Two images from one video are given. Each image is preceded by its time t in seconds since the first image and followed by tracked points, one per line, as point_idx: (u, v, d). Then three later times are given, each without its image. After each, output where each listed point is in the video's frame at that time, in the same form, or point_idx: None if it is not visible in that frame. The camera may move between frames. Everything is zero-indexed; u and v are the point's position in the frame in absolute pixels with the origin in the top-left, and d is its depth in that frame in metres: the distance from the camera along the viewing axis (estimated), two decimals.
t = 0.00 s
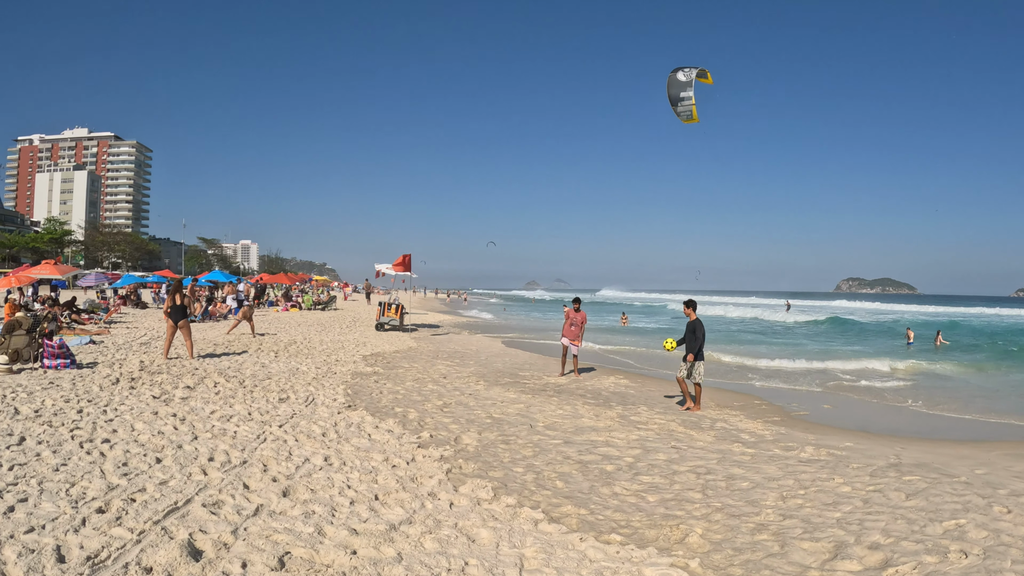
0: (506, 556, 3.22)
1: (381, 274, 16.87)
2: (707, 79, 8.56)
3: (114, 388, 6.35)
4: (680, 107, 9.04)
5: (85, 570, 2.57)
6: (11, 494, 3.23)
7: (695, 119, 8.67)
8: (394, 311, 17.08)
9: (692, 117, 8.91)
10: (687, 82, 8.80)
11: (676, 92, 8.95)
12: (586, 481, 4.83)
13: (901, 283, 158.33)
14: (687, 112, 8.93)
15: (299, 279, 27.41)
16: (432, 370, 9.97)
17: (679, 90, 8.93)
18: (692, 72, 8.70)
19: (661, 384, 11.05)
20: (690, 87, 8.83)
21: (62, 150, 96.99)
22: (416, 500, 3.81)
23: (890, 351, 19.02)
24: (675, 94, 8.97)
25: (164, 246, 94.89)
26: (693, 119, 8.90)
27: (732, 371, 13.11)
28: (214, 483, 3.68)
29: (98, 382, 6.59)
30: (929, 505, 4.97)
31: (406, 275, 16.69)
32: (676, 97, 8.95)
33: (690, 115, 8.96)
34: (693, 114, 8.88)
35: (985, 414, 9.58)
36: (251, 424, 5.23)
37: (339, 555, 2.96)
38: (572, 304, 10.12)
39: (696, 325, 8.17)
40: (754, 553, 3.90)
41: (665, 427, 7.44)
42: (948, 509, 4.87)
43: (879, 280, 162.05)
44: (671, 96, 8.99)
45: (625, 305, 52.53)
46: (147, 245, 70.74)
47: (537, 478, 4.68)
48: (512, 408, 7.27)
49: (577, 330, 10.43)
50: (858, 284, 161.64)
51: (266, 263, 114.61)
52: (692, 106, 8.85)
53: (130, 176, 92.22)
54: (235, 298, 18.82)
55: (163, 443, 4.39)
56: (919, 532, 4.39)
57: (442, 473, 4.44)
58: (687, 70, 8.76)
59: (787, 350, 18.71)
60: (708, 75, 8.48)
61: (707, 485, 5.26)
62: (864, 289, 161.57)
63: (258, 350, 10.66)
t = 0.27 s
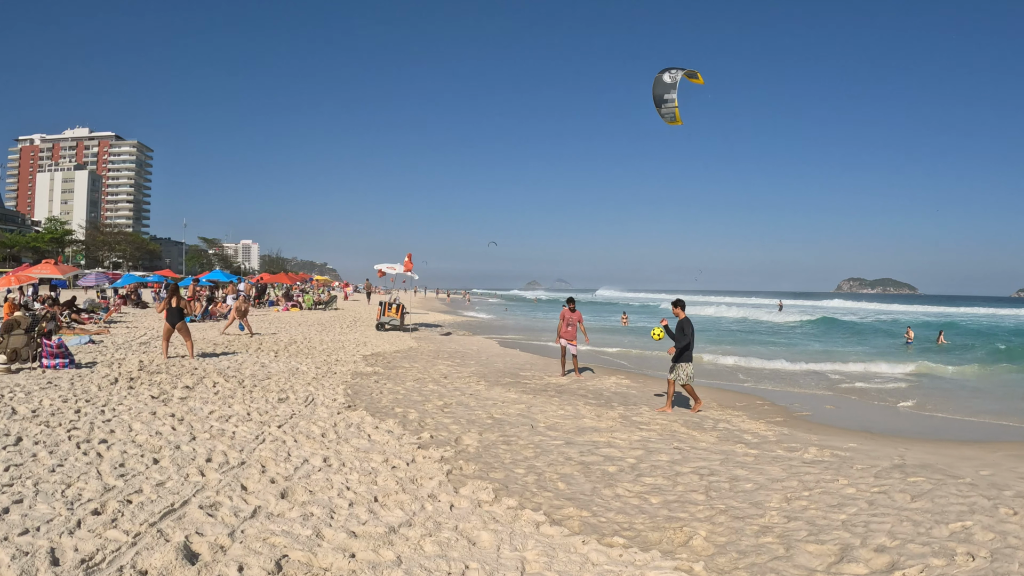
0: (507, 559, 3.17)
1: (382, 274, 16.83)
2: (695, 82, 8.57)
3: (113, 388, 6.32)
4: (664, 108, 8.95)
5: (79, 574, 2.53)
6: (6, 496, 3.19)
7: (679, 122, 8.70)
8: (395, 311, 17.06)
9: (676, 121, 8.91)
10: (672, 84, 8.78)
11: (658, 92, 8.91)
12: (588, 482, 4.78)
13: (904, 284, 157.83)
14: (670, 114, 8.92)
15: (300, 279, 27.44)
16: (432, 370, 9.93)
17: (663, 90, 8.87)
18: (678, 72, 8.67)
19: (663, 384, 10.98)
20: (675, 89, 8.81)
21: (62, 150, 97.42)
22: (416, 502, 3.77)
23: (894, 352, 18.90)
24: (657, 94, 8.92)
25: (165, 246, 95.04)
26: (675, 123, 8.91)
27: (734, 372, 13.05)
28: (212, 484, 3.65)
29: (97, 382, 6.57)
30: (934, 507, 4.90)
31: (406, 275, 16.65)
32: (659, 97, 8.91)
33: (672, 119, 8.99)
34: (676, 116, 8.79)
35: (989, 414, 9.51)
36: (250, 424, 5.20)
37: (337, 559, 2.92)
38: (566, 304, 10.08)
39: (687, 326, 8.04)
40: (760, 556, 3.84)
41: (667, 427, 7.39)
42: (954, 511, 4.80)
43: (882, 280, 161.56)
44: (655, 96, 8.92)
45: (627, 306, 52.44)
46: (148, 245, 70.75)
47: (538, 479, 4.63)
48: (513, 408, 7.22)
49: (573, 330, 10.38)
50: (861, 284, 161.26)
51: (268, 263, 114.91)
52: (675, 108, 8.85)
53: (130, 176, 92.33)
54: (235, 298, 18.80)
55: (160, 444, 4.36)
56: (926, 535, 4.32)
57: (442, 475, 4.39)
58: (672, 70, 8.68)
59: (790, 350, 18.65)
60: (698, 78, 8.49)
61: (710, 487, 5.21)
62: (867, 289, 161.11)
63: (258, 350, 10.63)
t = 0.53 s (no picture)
0: (501, 563, 3.12)
1: (381, 273, 16.81)
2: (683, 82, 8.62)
3: (108, 387, 6.30)
4: (649, 106, 8.93)
5: None
6: None
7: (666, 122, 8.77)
8: (395, 311, 17.04)
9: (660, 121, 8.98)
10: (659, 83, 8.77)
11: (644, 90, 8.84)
12: (586, 484, 4.72)
13: (909, 284, 157.07)
14: (654, 114, 8.94)
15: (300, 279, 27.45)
16: (431, 370, 9.89)
17: (649, 88, 8.82)
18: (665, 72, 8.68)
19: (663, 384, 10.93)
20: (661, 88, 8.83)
21: (63, 150, 97.80)
22: (411, 504, 3.72)
23: (897, 352, 18.79)
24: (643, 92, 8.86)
25: (167, 246, 95.26)
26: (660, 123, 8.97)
27: (736, 372, 12.96)
28: (204, 485, 3.61)
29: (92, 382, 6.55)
30: (938, 509, 4.83)
31: (406, 275, 16.62)
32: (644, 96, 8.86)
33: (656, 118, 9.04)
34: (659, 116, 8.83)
35: (993, 416, 9.41)
36: (245, 424, 5.16)
37: (328, 562, 2.88)
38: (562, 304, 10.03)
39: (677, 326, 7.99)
40: (761, 560, 3.78)
41: (667, 428, 7.33)
42: (958, 513, 4.73)
43: (886, 280, 160.92)
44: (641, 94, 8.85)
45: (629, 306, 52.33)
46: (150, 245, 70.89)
47: (535, 481, 4.58)
48: (511, 408, 7.17)
49: (569, 330, 10.33)
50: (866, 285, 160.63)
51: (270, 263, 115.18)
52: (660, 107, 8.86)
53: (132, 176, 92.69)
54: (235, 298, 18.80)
55: (153, 444, 4.32)
56: (930, 538, 4.26)
57: (437, 476, 4.35)
58: (661, 69, 8.63)
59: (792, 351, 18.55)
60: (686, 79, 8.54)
61: (710, 488, 5.16)
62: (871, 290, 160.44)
63: (256, 350, 10.61)
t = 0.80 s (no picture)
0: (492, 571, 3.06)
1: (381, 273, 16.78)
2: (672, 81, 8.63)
3: (101, 388, 6.28)
4: (636, 102, 8.88)
5: None
6: None
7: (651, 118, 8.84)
8: (394, 311, 17.02)
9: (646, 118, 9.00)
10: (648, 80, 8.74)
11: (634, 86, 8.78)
12: (582, 487, 4.65)
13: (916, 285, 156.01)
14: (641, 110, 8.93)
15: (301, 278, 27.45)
16: (429, 370, 9.83)
17: (638, 85, 8.76)
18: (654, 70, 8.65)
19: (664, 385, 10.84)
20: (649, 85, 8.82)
21: (66, 150, 98.34)
22: (401, 508, 3.67)
23: (901, 353, 18.64)
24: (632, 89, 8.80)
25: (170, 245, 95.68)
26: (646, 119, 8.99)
27: (737, 373, 12.87)
28: (191, 489, 3.57)
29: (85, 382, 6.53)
30: (942, 514, 4.74)
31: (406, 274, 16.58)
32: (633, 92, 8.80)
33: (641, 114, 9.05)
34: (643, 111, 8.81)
35: (999, 418, 9.29)
36: (237, 426, 5.12)
37: (313, 568, 2.83)
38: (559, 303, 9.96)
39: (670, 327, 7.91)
40: (761, 568, 3.70)
41: (667, 429, 7.25)
42: (964, 518, 4.63)
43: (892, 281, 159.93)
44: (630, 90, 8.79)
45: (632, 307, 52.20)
46: (153, 245, 71.12)
47: (531, 484, 4.51)
48: (509, 409, 7.10)
49: (566, 330, 10.26)
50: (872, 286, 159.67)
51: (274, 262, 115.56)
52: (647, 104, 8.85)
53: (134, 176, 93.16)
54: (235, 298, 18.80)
55: (143, 446, 4.29)
56: (936, 544, 4.16)
57: (430, 479, 4.29)
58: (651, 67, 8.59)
59: (794, 351, 18.43)
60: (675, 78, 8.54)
61: (710, 493, 5.07)
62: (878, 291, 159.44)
63: (254, 350, 10.58)
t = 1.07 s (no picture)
0: None
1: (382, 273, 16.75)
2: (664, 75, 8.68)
3: (97, 389, 6.24)
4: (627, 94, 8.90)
5: None
6: None
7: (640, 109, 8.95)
8: (396, 310, 17.00)
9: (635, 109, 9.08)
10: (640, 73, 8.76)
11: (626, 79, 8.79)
12: (584, 493, 4.58)
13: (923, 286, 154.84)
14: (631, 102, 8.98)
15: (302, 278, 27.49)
16: (429, 371, 9.78)
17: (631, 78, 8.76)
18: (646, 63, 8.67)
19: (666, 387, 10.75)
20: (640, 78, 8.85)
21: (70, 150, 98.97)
22: (397, 515, 3.60)
23: (906, 355, 18.48)
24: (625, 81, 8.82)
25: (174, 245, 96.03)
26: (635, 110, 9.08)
27: (741, 375, 12.76)
28: (181, 494, 3.52)
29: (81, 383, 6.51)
30: (952, 520, 4.63)
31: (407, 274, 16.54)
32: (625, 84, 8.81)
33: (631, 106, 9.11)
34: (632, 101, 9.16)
35: (1008, 421, 9.14)
36: (231, 428, 5.08)
37: None
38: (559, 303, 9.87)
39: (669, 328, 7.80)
40: None
41: (670, 432, 7.17)
42: (974, 525, 4.53)
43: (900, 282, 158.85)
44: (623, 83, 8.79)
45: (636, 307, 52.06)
46: (155, 244, 71.31)
47: (530, 490, 4.44)
48: (510, 411, 7.03)
49: (565, 331, 10.17)
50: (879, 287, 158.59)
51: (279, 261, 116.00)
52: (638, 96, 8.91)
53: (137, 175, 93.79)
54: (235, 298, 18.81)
55: (135, 449, 4.24)
56: (948, 553, 4.06)
57: (426, 484, 4.23)
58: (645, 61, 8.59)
59: (797, 352, 18.29)
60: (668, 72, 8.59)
61: (715, 499, 4.99)
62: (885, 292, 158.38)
63: (253, 350, 10.55)
